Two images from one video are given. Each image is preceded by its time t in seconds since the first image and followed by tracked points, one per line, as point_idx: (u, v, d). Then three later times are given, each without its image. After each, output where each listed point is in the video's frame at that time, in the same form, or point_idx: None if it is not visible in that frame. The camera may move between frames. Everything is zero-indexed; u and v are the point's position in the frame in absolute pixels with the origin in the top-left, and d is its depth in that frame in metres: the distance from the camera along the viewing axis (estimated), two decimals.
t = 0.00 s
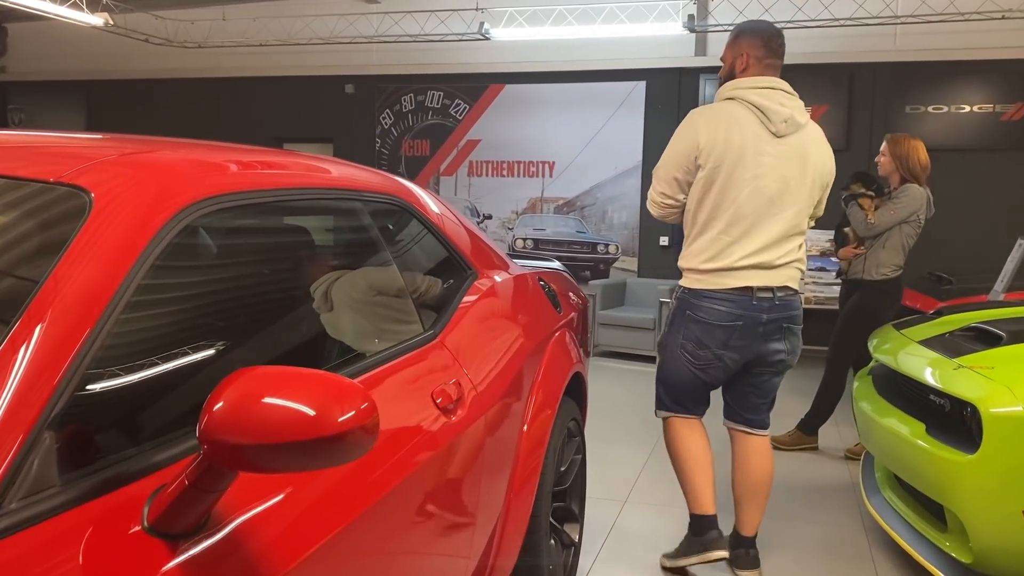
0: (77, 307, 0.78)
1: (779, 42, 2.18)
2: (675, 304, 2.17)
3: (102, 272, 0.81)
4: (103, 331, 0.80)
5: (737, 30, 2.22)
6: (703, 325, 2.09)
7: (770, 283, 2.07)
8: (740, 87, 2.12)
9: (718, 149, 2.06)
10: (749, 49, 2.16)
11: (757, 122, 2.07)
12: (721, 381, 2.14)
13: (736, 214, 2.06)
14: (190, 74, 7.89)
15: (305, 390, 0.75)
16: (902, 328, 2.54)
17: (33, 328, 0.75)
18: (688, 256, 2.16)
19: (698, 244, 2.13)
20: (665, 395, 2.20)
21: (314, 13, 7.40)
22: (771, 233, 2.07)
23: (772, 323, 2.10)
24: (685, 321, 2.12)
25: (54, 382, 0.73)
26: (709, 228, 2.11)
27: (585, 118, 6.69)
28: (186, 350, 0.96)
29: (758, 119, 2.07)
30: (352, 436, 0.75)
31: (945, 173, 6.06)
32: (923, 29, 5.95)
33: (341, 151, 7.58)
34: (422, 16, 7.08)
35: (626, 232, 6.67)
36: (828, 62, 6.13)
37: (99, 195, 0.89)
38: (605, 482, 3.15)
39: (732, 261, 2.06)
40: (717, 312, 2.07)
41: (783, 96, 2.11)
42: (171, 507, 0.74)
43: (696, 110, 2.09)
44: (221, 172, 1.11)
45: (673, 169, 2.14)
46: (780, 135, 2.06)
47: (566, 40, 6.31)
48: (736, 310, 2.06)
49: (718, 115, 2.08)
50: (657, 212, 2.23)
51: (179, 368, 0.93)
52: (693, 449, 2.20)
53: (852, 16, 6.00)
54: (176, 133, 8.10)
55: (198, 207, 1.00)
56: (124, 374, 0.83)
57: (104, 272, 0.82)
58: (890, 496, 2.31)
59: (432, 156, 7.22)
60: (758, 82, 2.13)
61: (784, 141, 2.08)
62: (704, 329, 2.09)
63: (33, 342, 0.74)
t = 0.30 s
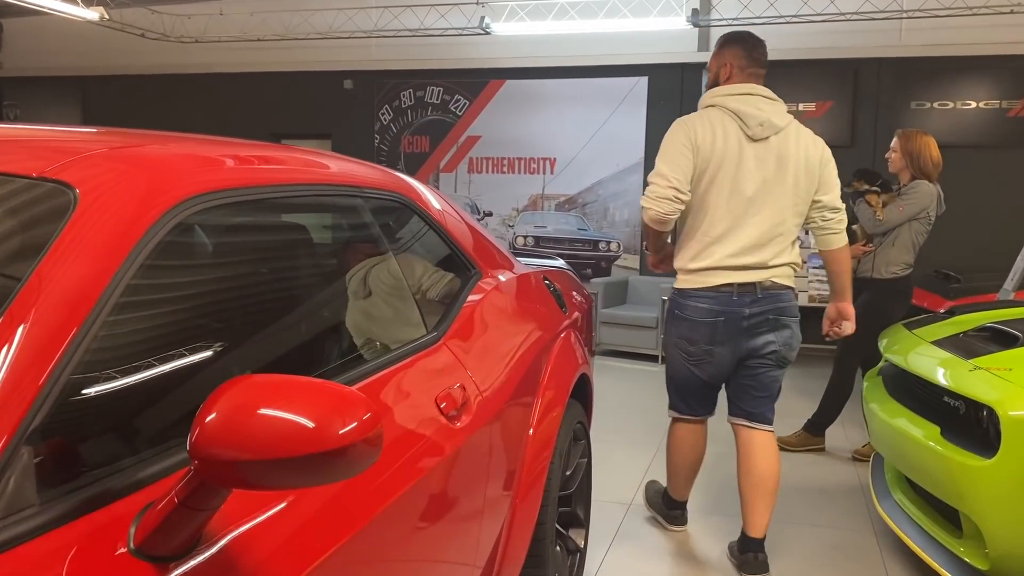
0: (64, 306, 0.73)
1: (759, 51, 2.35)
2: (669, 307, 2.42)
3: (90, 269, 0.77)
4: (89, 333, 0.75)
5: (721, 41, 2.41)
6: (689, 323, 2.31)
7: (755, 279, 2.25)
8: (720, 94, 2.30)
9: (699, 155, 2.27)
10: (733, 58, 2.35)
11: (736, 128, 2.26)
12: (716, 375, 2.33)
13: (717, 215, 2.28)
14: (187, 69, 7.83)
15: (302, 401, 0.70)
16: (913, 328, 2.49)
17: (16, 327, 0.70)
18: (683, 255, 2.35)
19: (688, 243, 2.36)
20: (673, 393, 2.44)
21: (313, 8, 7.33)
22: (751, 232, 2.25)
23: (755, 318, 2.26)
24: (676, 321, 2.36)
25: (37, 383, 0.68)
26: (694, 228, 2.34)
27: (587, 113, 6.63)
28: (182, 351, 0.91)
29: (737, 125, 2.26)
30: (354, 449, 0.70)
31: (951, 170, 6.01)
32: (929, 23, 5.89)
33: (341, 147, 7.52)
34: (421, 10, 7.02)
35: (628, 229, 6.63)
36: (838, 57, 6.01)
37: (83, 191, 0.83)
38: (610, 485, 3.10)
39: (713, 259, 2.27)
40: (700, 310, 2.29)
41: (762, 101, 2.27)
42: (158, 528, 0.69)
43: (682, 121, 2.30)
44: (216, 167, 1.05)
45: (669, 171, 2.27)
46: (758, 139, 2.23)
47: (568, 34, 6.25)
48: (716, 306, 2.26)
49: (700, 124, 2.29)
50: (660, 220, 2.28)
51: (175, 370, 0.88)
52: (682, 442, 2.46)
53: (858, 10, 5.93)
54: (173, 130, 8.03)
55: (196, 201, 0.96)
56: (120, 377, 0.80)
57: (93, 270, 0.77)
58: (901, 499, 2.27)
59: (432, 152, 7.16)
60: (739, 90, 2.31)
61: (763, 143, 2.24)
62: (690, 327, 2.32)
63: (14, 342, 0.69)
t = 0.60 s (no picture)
0: (27, 298, 0.69)
1: (723, 48, 2.50)
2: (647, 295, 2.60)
3: (49, 261, 0.72)
4: (48, 325, 0.71)
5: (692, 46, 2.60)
6: (660, 308, 2.50)
7: (723, 276, 2.41)
8: (687, 96, 2.47)
9: (666, 156, 2.46)
10: (697, 60, 2.52)
11: (701, 128, 2.43)
12: (687, 358, 2.50)
13: (687, 210, 2.45)
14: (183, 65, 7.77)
15: (276, 406, 0.65)
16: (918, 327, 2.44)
17: None
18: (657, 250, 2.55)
19: (662, 239, 2.53)
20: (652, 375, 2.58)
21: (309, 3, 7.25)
22: (719, 225, 2.42)
23: (720, 311, 2.42)
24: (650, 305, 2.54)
25: None
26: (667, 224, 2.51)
27: (586, 110, 6.58)
28: (172, 347, 0.89)
29: (701, 126, 2.42)
30: (330, 457, 0.65)
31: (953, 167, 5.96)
32: (933, 18, 5.83)
33: (338, 144, 7.46)
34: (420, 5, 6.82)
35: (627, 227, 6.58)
36: (831, 53, 6.05)
37: (45, 181, 0.78)
38: (608, 487, 3.05)
39: (686, 251, 2.44)
40: (670, 297, 2.46)
41: (728, 98, 2.41)
42: (114, 544, 0.64)
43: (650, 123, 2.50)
44: (206, 159, 1.02)
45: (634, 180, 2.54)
46: (720, 137, 2.39)
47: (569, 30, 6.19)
48: (684, 295, 2.44)
49: (668, 127, 2.47)
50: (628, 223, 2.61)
51: (166, 368, 0.86)
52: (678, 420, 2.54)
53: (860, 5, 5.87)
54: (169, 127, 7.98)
55: (179, 192, 0.93)
56: (111, 372, 0.80)
57: (51, 262, 0.72)
58: (904, 501, 2.22)
59: (430, 149, 7.12)
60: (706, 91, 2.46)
61: (727, 141, 2.40)
62: (660, 312, 2.50)
63: None
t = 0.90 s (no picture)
0: None
1: (702, 49, 2.46)
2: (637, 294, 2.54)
3: None
4: None
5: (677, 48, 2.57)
6: (655, 304, 2.44)
7: (717, 272, 2.39)
8: (672, 96, 2.44)
9: (651, 156, 2.44)
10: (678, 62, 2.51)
11: (686, 128, 2.40)
12: (683, 354, 2.45)
13: (672, 210, 2.42)
14: (177, 65, 7.72)
15: (201, 431, 0.61)
16: (914, 332, 2.38)
17: None
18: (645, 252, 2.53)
19: (647, 238, 2.50)
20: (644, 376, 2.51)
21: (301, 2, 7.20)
22: (705, 224, 2.40)
23: (716, 306, 2.40)
24: (643, 302, 2.49)
25: None
26: (652, 223, 2.48)
27: (583, 109, 6.53)
28: (157, 349, 0.93)
29: (685, 126, 2.39)
30: (258, 486, 0.61)
31: (952, 167, 5.90)
32: (931, 17, 5.77)
33: (333, 144, 7.42)
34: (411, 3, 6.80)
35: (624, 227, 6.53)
36: (828, 52, 5.99)
37: None
38: (599, 494, 3.00)
39: (672, 251, 2.42)
40: (666, 293, 2.42)
41: (713, 98, 2.37)
42: None
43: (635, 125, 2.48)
44: (183, 161, 1.03)
45: (619, 181, 2.53)
46: (705, 138, 2.36)
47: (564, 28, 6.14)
48: (681, 290, 2.40)
49: (653, 127, 2.44)
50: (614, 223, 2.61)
51: (150, 368, 0.90)
52: (672, 421, 2.50)
53: (857, 3, 5.81)
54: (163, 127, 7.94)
55: (134, 196, 0.92)
56: (90, 372, 0.84)
57: None
58: (901, 514, 2.15)
59: (425, 149, 7.07)
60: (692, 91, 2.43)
61: (711, 142, 2.37)
62: (654, 308, 2.45)
63: None
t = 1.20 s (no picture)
0: None
1: (710, 56, 2.43)
2: (651, 297, 2.45)
3: None
4: None
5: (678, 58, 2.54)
6: (678, 307, 2.36)
7: (736, 273, 2.37)
8: (689, 101, 2.41)
9: (673, 159, 2.37)
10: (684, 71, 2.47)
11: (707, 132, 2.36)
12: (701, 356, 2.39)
13: (697, 213, 2.36)
14: (171, 64, 7.67)
15: (108, 456, 0.56)
16: (910, 337, 2.32)
17: None
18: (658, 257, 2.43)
19: (666, 243, 2.42)
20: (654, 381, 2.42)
21: None
22: (729, 228, 2.36)
23: (737, 306, 2.39)
24: (661, 306, 2.39)
25: None
26: (674, 228, 2.40)
27: (579, 109, 6.48)
28: (142, 349, 0.94)
29: (707, 129, 2.36)
30: (165, 517, 0.57)
31: (952, 168, 5.84)
32: (931, 16, 5.71)
33: (328, 144, 7.37)
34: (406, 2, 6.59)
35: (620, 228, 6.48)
36: (826, 52, 5.94)
37: None
38: (589, 500, 2.94)
39: (697, 256, 2.35)
40: (690, 296, 2.35)
41: (731, 103, 2.37)
42: None
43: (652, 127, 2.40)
44: (162, 161, 1.03)
45: (638, 185, 2.40)
46: (728, 141, 2.34)
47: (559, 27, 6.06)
48: (707, 292, 2.35)
49: (672, 129, 2.38)
50: (628, 232, 2.42)
51: (134, 367, 0.91)
52: (671, 433, 2.40)
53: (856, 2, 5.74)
54: (158, 126, 7.90)
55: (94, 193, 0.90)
56: (70, 372, 0.84)
57: None
58: (900, 529, 2.06)
59: (420, 149, 7.01)
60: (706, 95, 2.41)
61: (732, 145, 2.35)
62: (677, 311, 2.36)
63: None
